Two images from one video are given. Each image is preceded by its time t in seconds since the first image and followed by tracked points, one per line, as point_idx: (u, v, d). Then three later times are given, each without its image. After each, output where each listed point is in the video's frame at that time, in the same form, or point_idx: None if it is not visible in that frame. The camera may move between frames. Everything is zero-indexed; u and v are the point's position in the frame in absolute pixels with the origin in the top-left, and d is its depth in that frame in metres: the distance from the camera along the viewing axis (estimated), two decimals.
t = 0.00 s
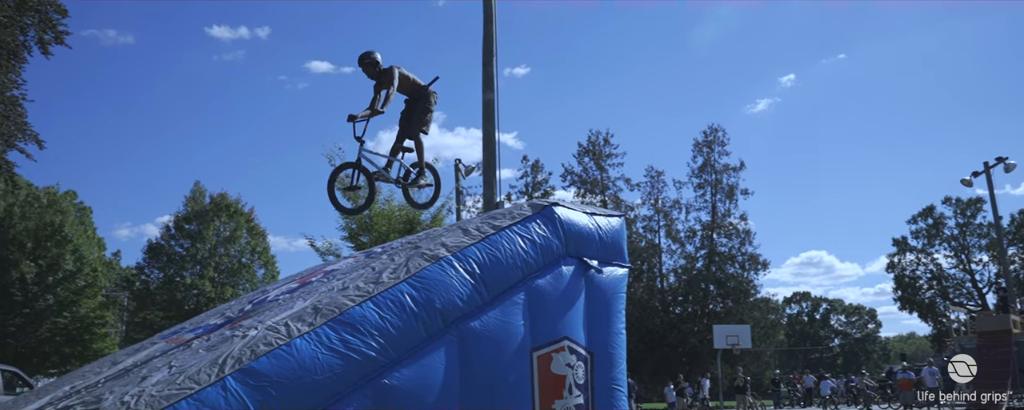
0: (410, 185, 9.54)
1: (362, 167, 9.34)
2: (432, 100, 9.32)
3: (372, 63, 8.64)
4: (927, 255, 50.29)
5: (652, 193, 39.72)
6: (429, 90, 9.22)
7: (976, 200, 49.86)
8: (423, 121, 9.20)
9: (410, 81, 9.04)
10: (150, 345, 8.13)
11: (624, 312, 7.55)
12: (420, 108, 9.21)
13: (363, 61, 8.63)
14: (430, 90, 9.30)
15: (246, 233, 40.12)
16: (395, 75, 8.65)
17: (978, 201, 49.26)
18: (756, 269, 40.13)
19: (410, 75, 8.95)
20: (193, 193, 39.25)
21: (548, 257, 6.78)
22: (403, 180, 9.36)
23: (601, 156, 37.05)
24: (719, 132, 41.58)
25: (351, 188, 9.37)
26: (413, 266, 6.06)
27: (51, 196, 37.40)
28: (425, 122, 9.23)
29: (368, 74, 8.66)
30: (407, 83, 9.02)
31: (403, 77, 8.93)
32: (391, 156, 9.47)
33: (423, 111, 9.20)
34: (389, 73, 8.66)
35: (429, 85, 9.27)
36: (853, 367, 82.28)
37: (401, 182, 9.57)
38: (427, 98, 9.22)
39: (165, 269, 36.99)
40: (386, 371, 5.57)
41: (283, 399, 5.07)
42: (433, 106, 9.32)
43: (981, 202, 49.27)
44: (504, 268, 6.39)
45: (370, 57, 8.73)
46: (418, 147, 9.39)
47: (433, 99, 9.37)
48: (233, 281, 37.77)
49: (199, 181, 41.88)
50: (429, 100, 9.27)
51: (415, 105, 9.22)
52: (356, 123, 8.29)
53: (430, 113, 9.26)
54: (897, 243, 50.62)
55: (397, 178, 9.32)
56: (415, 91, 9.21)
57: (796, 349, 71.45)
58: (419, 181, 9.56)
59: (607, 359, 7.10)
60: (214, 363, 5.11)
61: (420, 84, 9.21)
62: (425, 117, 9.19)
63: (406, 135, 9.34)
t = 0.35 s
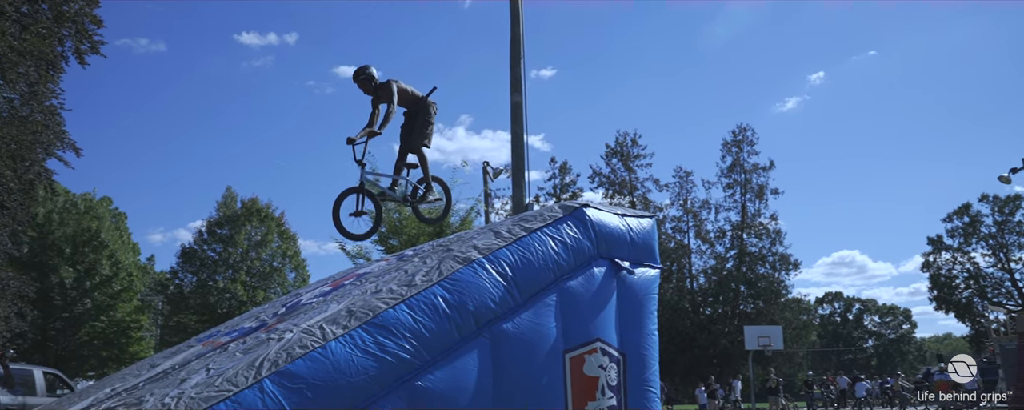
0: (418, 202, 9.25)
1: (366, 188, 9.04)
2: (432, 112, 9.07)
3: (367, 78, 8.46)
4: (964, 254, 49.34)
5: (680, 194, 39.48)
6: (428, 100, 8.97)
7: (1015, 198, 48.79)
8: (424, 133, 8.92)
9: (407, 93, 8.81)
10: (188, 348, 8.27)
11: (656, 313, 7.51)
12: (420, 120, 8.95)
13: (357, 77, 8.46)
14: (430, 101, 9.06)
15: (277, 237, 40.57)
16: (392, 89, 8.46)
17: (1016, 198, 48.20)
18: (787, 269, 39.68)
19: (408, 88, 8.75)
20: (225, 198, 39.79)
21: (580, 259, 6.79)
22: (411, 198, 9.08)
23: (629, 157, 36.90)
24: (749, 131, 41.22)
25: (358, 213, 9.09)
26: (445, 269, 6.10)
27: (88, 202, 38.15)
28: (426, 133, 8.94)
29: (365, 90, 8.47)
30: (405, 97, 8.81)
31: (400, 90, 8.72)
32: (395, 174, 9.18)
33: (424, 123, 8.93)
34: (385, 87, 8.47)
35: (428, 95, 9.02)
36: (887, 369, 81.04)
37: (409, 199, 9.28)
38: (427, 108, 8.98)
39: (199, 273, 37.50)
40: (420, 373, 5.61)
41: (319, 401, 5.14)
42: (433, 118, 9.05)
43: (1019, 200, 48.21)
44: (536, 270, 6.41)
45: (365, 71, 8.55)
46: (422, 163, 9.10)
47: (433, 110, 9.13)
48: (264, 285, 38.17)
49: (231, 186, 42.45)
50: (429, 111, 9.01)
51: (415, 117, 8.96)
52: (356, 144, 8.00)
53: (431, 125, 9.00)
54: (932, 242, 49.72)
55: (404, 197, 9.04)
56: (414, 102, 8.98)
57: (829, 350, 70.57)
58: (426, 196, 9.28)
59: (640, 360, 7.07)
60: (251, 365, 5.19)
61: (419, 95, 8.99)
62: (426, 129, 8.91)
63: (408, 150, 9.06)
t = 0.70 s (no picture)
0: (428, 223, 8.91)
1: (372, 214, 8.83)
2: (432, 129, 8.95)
3: (363, 100, 8.49)
4: (1000, 253, 48.38)
5: (708, 193, 39.21)
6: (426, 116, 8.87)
7: None
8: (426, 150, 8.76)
9: (404, 111, 8.74)
10: (222, 350, 8.39)
11: (687, 313, 7.49)
12: (420, 136, 8.81)
13: (353, 100, 8.49)
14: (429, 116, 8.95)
15: (306, 240, 40.96)
16: (387, 107, 8.45)
17: None
18: (817, 269, 39.22)
19: (405, 106, 8.71)
20: (254, 202, 40.25)
21: (610, 259, 6.79)
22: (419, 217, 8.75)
23: (656, 157, 36.73)
24: (777, 129, 40.84)
25: (366, 242, 8.78)
26: (476, 269, 6.12)
27: (122, 207, 38.81)
28: (428, 149, 8.77)
29: (362, 112, 8.49)
30: (404, 115, 8.76)
31: (398, 110, 8.68)
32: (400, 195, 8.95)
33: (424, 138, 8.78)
34: (381, 106, 8.48)
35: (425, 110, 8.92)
36: (922, 369, 79.80)
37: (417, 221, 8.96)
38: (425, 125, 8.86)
39: (229, 277, 37.93)
40: (452, 373, 5.63)
41: (352, 400, 5.19)
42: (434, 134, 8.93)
43: None
44: (567, 270, 6.42)
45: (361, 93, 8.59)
46: (425, 182, 8.87)
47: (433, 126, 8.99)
48: (294, 287, 38.53)
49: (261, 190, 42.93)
50: (429, 127, 8.88)
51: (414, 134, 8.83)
52: (356, 172, 8.21)
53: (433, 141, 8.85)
54: (967, 240, 48.81)
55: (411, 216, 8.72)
56: (413, 120, 8.88)
57: (861, 350, 69.69)
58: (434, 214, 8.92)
59: (671, 360, 7.06)
60: (285, 365, 5.23)
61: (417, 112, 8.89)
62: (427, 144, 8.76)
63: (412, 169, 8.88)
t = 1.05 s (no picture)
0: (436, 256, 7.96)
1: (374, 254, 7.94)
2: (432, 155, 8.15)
3: (358, 131, 7.71)
4: None
5: (740, 191, 38.86)
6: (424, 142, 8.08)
7: None
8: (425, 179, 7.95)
9: (401, 139, 7.95)
10: (259, 352, 8.48)
11: (722, 311, 7.47)
12: (419, 164, 8.00)
13: (347, 133, 7.72)
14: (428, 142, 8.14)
15: (339, 242, 41.36)
16: (384, 138, 7.64)
17: None
18: (853, 266, 38.66)
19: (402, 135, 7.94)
20: (288, 205, 40.77)
21: (644, 256, 6.79)
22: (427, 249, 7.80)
23: (687, 155, 36.52)
24: (810, 125, 40.39)
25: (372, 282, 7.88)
26: (511, 268, 6.12)
27: (159, 212, 39.58)
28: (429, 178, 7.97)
29: (358, 145, 7.69)
30: (400, 145, 7.98)
31: (395, 139, 7.90)
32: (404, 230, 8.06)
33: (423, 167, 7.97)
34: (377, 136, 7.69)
35: (423, 136, 8.12)
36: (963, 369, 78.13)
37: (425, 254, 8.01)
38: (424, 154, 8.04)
39: (264, 279, 38.41)
40: (489, 371, 5.59)
41: (391, 398, 5.14)
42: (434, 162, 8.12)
43: None
44: (601, 268, 6.43)
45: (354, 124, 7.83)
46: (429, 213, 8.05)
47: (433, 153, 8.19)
48: (328, 289, 38.95)
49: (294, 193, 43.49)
50: (428, 154, 8.07)
51: (413, 163, 8.03)
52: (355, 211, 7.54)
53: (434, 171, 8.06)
54: (1008, 236, 47.73)
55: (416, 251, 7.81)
56: (411, 149, 8.06)
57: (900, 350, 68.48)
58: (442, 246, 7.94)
59: (706, 358, 7.03)
60: (325, 364, 5.20)
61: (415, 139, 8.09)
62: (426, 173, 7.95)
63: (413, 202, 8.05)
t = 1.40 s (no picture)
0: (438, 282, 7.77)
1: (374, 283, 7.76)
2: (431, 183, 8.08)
3: (354, 165, 7.52)
4: None
5: (772, 185, 38.45)
6: (423, 171, 7.99)
7: None
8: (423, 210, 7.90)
9: (399, 170, 7.84)
10: (297, 347, 8.55)
11: (756, 305, 7.44)
12: (417, 193, 7.95)
13: (343, 167, 7.49)
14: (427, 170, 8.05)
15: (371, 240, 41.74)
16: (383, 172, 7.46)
17: None
18: (889, 260, 38.10)
19: (401, 166, 7.83)
20: (320, 204, 41.23)
21: (678, 250, 6.78)
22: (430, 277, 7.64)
23: (718, 150, 36.22)
24: (843, 118, 39.86)
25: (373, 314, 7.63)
26: (545, 263, 6.08)
27: (194, 212, 40.27)
28: (427, 209, 7.95)
29: (355, 181, 7.51)
30: (399, 174, 7.86)
31: (393, 169, 7.78)
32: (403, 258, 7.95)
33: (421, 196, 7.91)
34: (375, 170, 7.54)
35: (420, 163, 8.03)
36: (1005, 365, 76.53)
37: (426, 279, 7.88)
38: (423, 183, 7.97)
39: (297, 277, 38.85)
40: (525, 364, 5.53)
41: (428, 392, 5.07)
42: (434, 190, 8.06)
43: None
44: (635, 262, 6.40)
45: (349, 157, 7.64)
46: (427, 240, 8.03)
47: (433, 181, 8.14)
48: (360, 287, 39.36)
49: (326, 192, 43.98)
50: (427, 182, 8.01)
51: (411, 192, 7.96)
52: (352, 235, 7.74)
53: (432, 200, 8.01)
54: None
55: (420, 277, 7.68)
56: (408, 178, 7.96)
57: (938, 346, 67.28)
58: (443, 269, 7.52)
59: (742, 351, 7.01)
60: (362, 358, 5.16)
61: (414, 166, 8.01)
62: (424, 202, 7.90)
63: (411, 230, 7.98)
